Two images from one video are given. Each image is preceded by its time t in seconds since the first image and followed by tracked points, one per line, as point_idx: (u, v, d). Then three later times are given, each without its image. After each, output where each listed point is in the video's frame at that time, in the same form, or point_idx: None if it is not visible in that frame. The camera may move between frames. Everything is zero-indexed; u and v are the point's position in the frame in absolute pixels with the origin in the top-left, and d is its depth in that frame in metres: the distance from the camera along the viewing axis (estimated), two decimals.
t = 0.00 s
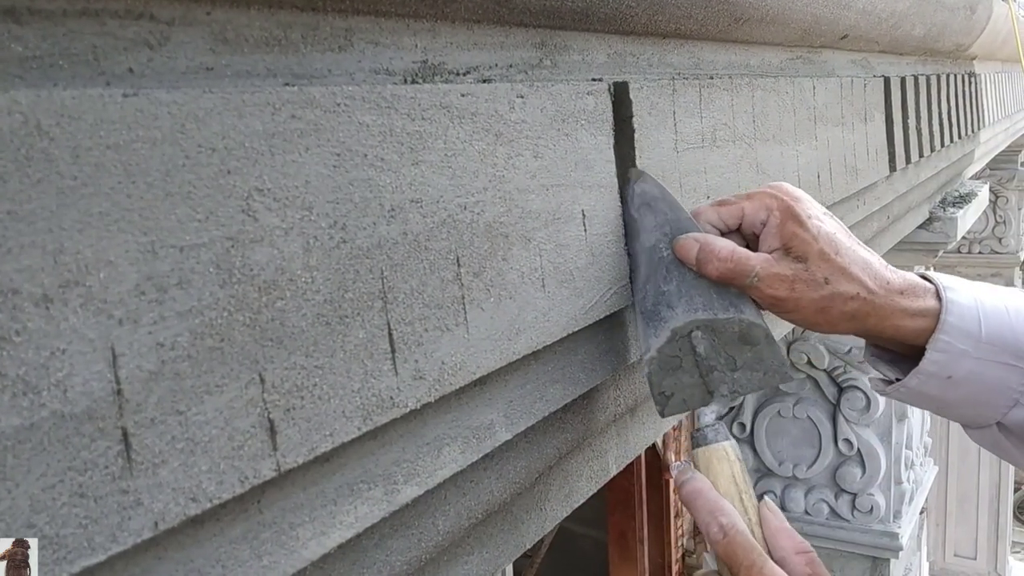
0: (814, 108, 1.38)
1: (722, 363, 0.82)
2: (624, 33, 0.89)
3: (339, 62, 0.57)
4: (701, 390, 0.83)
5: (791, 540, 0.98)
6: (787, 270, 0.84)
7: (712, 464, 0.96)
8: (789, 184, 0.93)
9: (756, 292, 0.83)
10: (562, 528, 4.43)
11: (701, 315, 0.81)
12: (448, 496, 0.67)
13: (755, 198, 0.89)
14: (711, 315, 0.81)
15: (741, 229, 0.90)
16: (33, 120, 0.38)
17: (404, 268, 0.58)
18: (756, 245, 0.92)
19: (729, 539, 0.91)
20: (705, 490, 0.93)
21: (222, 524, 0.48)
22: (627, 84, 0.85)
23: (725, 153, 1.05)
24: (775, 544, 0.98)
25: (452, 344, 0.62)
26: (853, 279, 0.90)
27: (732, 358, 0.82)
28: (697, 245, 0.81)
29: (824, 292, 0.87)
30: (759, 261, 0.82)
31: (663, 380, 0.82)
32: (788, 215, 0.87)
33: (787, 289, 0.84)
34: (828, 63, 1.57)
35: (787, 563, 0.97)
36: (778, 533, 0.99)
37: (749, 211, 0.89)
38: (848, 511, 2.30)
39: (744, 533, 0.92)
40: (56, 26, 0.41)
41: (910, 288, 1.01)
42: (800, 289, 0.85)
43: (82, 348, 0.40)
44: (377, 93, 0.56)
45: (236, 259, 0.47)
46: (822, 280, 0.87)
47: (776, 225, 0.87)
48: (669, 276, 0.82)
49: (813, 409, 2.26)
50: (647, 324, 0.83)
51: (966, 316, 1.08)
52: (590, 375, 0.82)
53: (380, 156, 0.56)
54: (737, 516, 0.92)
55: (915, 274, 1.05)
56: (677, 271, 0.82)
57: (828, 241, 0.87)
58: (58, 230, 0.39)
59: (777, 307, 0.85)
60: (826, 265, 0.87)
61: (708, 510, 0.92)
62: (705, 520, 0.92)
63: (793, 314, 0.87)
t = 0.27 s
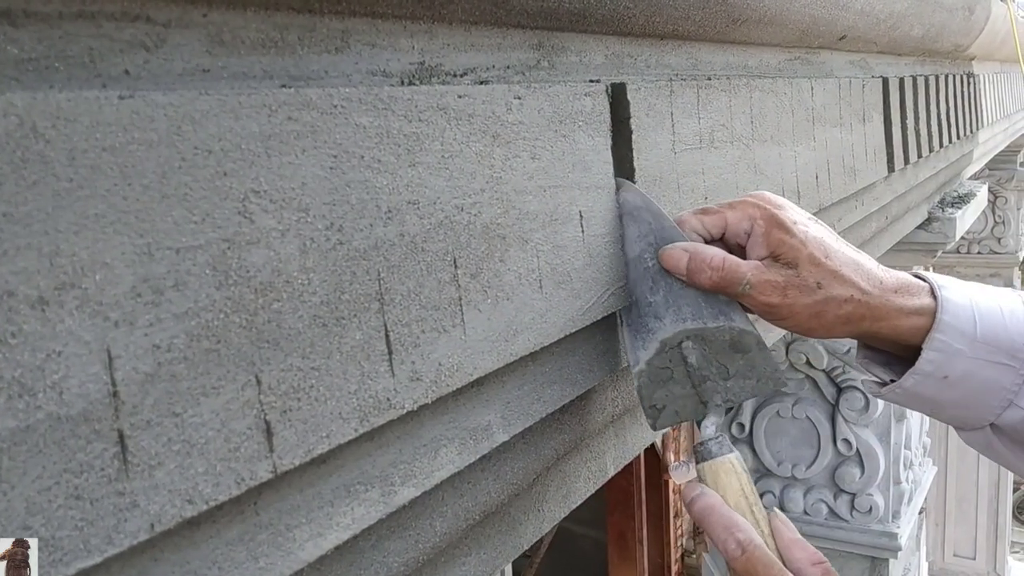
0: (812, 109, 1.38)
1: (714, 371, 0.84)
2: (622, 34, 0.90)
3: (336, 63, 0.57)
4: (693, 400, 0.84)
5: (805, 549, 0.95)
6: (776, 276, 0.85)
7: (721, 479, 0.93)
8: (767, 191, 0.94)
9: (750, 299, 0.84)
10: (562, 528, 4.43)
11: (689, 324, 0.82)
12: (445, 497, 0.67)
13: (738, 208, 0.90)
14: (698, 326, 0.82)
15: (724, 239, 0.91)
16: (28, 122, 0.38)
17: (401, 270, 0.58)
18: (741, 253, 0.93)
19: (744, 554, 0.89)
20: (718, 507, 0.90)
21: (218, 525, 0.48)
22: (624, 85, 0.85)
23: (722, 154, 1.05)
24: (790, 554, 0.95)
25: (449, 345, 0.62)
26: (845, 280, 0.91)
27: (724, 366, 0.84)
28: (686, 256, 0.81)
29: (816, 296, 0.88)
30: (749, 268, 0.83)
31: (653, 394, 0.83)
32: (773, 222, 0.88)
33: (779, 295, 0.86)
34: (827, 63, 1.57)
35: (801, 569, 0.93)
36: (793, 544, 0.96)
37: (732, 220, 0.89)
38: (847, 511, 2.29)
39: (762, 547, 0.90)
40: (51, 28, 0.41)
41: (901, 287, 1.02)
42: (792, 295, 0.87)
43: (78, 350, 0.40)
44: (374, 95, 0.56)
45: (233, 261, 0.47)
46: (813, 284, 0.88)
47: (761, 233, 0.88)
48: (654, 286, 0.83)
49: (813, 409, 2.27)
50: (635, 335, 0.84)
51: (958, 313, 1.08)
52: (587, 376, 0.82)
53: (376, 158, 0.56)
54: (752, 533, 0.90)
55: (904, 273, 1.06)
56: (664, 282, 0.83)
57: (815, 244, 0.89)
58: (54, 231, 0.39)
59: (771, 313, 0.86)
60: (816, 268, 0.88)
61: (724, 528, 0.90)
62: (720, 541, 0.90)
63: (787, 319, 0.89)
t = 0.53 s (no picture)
0: (811, 109, 1.38)
1: (708, 309, 0.82)
2: (621, 34, 0.89)
3: (334, 64, 0.57)
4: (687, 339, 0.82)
5: (784, 484, 0.88)
6: (766, 219, 0.84)
7: (702, 414, 0.85)
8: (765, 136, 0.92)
9: (736, 241, 0.83)
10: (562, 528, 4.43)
11: (682, 262, 0.80)
12: (443, 497, 0.67)
13: (735, 146, 0.89)
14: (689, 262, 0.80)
15: (719, 178, 0.90)
16: (26, 124, 0.38)
17: (399, 271, 0.58)
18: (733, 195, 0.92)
19: (724, 472, 0.82)
20: (695, 439, 0.83)
21: (217, 527, 0.48)
22: (623, 85, 0.85)
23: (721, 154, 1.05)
24: (766, 485, 0.88)
25: (448, 346, 0.62)
26: (832, 230, 0.91)
27: (717, 303, 0.82)
28: (678, 189, 0.80)
29: (801, 242, 0.88)
30: (739, 209, 0.82)
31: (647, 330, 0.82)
32: (769, 164, 0.87)
33: (766, 238, 0.85)
34: (826, 64, 1.57)
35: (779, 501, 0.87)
36: (770, 475, 0.89)
37: (728, 157, 0.89)
38: (846, 511, 2.31)
39: (739, 480, 0.82)
40: (49, 29, 0.41)
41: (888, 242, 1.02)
42: (780, 238, 0.86)
43: (76, 351, 0.40)
44: (372, 95, 0.56)
45: (231, 262, 0.47)
46: (801, 231, 0.88)
47: (756, 172, 0.87)
48: (652, 221, 0.81)
49: (813, 409, 2.27)
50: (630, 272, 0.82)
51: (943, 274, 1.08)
52: (585, 376, 0.82)
53: (375, 158, 0.56)
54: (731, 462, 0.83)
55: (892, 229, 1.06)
56: (659, 218, 0.81)
57: (808, 192, 0.88)
58: (51, 233, 0.39)
59: (755, 257, 0.86)
60: (805, 216, 0.88)
61: (701, 458, 0.82)
62: (694, 467, 0.83)
63: (769, 264, 0.88)
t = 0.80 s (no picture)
0: (810, 109, 1.38)
1: (706, 286, 0.82)
2: (620, 35, 0.89)
3: (334, 65, 0.57)
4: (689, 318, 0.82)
5: (786, 460, 0.86)
6: (765, 193, 0.84)
7: (700, 389, 0.83)
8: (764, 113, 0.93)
9: (736, 216, 0.83)
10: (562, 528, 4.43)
11: (681, 237, 0.80)
12: (443, 498, 0.67)
13: (735, 123, 0.89)
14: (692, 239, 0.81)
15: (719, 154, 0.91)
16: (26, 125, 0.38)
17: (399, 272, 0.58)
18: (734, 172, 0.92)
19: (719, 444, 0.79)
20: (692, 414, 0.81)
21: (216, 528, 0.48)
22: (624, 85, 0.85)
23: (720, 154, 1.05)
24: (765, 458, 0.85)
25: (448, 347, 0.62)
26: (832, 207, 0.91)
27: (716, 278, 0.82)
28: (678, 164, 0.80)
29: (801, 218, 0.88)
30: (738, 183, 0.82)
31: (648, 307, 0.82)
32: (768, 139, 0.87)
33: (766, 213, 0.84)
34: (825, 64, 1.57)
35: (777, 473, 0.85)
36: (771, 449, 0.85)
37: (729, 133, 0.89)
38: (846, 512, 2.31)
39: (733, 451, 0.80)
40: (49, 30, 0.41)
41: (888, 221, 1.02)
42: (780, 212, 0.86)
43: (75, 353, 0.40)
44: (372, 97, 0.56)
45: (230, 264, 0.47)
46: (800, 206, 0.88)
47: (756, 149, 0.87)
48: (650, 197, 0.80)
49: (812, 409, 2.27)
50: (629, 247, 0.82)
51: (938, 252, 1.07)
52: (585, 377, 0.82)
53: (374, 160, 0.56)
54: (725, 435, 0.81)
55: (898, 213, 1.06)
56: (658, 193, 0.81)
57: (807, 168, 0.88)
58: (51, 234, 0.39)
59: (755, 233, 0.86)
60: (804, 191, 0.88)
61: (696, 433, 0.80)
62: (689, 439, 0.81)
63: (770, 240, 0.88)
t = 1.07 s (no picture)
0: (811, 110, 1.38)
1: (793, 307, 0.85)
2: (622, 36, 0.89)
3: (336, 66, 0.57)
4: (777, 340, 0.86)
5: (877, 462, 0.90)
6: (863, 217, 0.88)
7: (800, 403, 0.90)
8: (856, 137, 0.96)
9: (834, 241, 0.86)
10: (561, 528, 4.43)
11: (769, 262, 0.83)
12: (446, 501, 0.67)
13: (829, 147, 0.91)
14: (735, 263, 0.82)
15: (809, 178, 0.92)
16: (28, 128, 0.38)
17: (402, 274, 0.58)
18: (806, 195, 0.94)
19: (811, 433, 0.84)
20: (775, 414, 0.86)
21: (219, 532, 0.48)
22: (625, 88, 0.84)
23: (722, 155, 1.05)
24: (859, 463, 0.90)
25: (451, 349, 0.62)
26: (924, 231, 0.96)
27: (804, 302, 0.86)
28: (772, 188, 0.80)
29: (896, 241, 0.93)
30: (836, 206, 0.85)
31: (731, 327, 0.85)
32: (863, 165, 0.90)
33: (862, 235, 0.88)
34: (826, 64, 1.56)
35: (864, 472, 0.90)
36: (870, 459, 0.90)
37: (823, 157, 0.90)
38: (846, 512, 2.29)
39: (824, 443, 0.84)
40: (51, 32, 0.41)
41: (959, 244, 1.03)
42: (876, 236, 0.91)
43: (78, 357, 0.39)
44: (374, 97, 0.56)
45: (233, 266, 0.47)
46: (896, 230, 0.93)
47: (851, 173, 0.90)
48: (738, 221, 0.81)
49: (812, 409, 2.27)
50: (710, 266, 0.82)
51: (997, 274, 1.09)
52: (588, 379, 0.82)
53: (376, 161, 0.56)
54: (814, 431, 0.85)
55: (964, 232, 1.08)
56: (744, 216, 0.81)
57: (902, 195, 0.93)
58: (53, 237, 0.39)
59: (847, 255, 0.89)
60: (900, 217, 0.93)
61: (784, 428, 0.84)
62: (780, 439, 0.85)
63: (865, 263, 0.92)
